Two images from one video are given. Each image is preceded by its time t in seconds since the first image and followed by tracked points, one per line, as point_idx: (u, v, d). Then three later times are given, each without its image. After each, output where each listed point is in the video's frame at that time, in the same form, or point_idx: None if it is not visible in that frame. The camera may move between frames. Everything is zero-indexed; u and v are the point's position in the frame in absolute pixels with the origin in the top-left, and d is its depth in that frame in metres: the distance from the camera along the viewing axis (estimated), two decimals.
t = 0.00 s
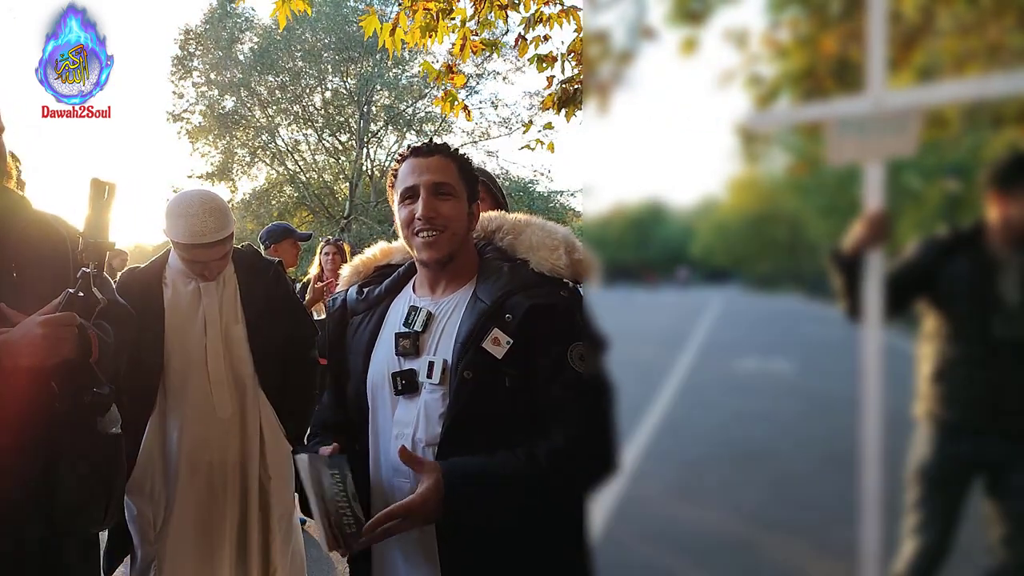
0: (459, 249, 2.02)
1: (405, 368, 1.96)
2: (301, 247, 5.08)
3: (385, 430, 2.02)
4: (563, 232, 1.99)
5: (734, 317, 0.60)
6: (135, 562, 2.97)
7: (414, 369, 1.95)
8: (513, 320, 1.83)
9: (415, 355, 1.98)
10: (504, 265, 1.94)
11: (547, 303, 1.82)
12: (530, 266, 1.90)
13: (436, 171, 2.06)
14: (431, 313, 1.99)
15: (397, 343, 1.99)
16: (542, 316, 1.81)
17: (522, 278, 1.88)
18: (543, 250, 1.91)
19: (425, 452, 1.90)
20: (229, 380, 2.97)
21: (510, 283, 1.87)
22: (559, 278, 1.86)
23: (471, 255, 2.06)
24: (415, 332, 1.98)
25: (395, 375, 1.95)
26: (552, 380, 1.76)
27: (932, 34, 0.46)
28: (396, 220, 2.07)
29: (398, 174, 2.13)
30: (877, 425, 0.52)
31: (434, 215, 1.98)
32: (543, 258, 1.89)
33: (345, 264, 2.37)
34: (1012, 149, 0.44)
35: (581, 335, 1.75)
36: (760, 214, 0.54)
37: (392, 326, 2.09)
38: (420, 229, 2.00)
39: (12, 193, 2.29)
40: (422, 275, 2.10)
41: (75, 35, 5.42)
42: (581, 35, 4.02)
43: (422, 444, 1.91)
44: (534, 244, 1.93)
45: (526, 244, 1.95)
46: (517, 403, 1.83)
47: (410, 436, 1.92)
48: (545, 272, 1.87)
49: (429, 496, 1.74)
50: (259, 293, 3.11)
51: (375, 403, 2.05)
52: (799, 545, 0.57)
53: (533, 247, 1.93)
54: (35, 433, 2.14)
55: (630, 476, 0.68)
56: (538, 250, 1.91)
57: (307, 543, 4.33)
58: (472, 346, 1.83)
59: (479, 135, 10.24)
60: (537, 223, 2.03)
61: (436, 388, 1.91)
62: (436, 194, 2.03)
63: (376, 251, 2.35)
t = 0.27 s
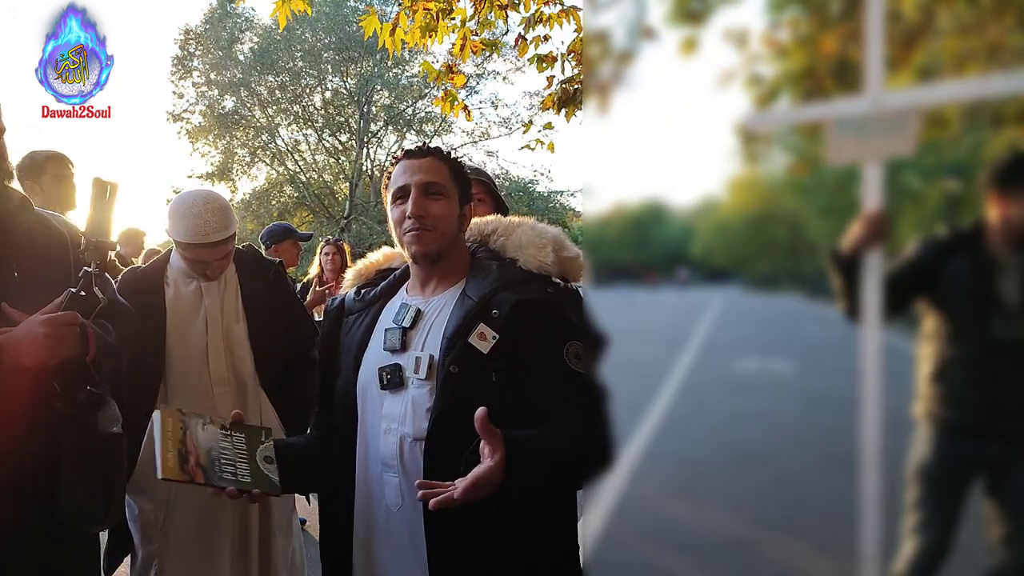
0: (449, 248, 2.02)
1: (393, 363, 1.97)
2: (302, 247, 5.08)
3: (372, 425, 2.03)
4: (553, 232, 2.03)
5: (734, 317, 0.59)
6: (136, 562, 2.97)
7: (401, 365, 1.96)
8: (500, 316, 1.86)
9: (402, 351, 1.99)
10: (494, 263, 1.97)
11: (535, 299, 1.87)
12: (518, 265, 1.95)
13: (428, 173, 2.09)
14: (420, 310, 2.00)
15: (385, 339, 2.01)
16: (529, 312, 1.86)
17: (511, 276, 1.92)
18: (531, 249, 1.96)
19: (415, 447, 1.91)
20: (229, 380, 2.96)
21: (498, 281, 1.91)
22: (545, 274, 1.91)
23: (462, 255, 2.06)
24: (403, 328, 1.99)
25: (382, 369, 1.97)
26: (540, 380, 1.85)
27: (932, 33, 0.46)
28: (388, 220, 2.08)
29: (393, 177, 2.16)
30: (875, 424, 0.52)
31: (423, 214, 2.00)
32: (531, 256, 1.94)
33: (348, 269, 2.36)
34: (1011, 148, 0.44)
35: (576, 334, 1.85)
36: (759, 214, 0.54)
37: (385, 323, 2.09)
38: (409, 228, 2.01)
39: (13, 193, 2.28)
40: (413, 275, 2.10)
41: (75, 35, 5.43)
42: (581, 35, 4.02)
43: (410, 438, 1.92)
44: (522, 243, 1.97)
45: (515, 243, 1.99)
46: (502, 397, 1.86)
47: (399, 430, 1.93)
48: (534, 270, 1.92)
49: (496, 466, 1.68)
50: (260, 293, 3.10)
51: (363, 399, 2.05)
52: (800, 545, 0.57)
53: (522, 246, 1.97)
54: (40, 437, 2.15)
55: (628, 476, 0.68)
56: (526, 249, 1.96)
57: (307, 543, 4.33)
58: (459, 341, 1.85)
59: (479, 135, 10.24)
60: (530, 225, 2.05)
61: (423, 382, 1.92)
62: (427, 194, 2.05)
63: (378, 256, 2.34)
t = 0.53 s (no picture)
0: (439, 254, 2.00)
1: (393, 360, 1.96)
2: (302, 247, 5.08)
3: (371, 420, 2.02)
4: (553, 233, 2.02)
5: (733, 317, 0.59)
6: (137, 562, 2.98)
7: (400, 361, 1.94)
8: (494, 314, 1.85)
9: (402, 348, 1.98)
10: (490, 263, 1.96)
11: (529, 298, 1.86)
12: (514, 264, 1.94)
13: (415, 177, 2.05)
14: (420, 309, 2.01)
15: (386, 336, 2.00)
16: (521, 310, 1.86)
17: (507, 275, 1.91)
18: (529, 248, 1.95)
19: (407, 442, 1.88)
20: (229, 378, 2.97)
21: (495, 279, 1.90)
22: (541, 274, 1.90)
23: (455, 257, 2.03)
24: (404, 325, 1.99)
25: (382, 366, 1.96)
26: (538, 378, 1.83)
27: (932, 33, 0.46)
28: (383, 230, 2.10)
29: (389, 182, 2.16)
30: (875, 424, 0.52)
31: (405, 226, 1.99)
32: (527, 255, 1.93)
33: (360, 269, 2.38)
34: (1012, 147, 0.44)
35: (573, 333, 1.83)
36: (759, 214, 0.54)
37: (387, 321, 2.10)
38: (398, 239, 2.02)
39: (13, 194, 2.28)
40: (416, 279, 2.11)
41: (75, 35, 5.43)
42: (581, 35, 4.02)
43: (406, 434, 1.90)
44: (519, 242, 1.96)
45: (514, 243, 1.98)
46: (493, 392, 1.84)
47: (394, 425, 1.91)
48: (530, 270, 1.91)
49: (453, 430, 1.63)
50: (260, 293, 3.10)
51: (364, 396, 2.05)
52: (801, 545, 0.57)
53: (520, 245, 1.96)
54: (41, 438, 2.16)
55: (628, 476, 0.68)
56: (524, 248, 1.95)
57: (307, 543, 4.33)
58: (453, 336, 1.84)
59: (479, 135, 10.23)
60: (530, 225, 2.03)
61: (419, 378, 1.91)
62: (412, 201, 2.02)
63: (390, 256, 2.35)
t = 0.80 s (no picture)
0: (437, 256, 2.00)
1: (398, 359, 1.95)
2: (302, 247, 5.08)
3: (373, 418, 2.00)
4: (555, 235, 1.99)
5: (734, 316, 0.59)
6: (135, 562, 2.97)
7: (403, 359, 1.94)
8: (491, 311, 1.80)
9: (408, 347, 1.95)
10: (491, 262, 1.93)
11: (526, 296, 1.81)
12: (514, 263, 1.91)
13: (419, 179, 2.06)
14: (425, 308, 1.98)
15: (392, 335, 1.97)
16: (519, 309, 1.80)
17: (506, 273, 1.87)
18: (530, 248, 1.92)
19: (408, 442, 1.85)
20: (229, 378, 2.98)
21: (495, 277, 1.86)
22: (540, 273, 1.87)
23: (454, 259, 2.02)
24: (410, 325, 1.96)
25: (388, 365, 1.94)
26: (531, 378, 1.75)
27: (932, 33, 0.47)
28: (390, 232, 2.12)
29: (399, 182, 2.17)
30: (875, 424, 0.52)
31: (405, 226, 2.00)
32: (527, 255, 1.90)
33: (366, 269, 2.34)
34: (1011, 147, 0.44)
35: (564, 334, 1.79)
36: (760, 214, 0.54)
37: (393, 320, 2.05)
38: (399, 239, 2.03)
39: (13, 193, 2.28)
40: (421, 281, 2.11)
41: (75, 35, 5.42)
42: (581, 35, 4.02)
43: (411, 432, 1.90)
44: (521, 242, 1.94)
45: (516, 243, 1.95)
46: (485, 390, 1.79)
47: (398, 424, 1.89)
48: (529, 269, 1.87)
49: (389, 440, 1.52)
50: (260, 293, 3.10)
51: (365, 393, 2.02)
52: (801, 545, 0.57)
53: (521, 245, 1.93)
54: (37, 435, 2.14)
55: (629, 475, 0.68)
56: (524, 248, 1.92)
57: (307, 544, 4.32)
58: (449, 333, 1.80)
59: (480, 135, 10.21)
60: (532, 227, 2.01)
61: (418, 374, 1.91)
62: (413, 203, 2.03)
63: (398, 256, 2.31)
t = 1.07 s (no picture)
0: (435, 251, 2.00)
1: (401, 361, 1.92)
2: (302, 247, 5.08)
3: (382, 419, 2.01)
4: (555, 233, 1.98)
5: (735, 315, 0.59)
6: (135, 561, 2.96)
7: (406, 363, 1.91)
8: (490, 312, 1.79)
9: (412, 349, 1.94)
10: (491, 260, 1.93)
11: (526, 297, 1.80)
12: (513, 263, 1.89)
13: (424, 176, 2.08)
14: (427, 310, 1.97)
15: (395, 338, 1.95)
16: (519, 310, 1.79)
17: (506, 273, 1.86)
18: (529, 247, 1.90)
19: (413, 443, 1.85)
20: (229, 379, 2.98)
21: (493, 277, 1.84)
22: (540, 273, 1.85)
23: (453, 255, 2.01)
24: (412, 327, 1.94)
25: (392, 368, 1.92)
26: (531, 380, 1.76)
27: (931, 33, 0.47)
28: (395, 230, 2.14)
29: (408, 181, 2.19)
30: (872, 424, 0.52)
31: (405, 222, 2.02)
32: (526, 255, 1.89)
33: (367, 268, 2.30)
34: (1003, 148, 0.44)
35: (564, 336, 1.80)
36: (759, 214, 0.54)
37: (393, 323, 2.04)
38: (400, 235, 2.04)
39: (13, 193, 2.29)
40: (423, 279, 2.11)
41: (75, 34, 5.42)
42: (581, 35, 4.02)
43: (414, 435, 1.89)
44: (520, 242, 1.93)
45: (516, 242, 1.94)
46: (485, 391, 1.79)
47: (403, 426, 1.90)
48: (530, 270, 1.86)
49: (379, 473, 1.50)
50: (260, 293, 3.09)
51: (369, 395, 2.02)
52: (800, 544, 0.57)
53: (520, 244, 1.92)
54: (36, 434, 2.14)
55: (629, 475, 0.68)
56: (524, 247, 1.91)
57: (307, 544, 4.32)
58: (449, 334, 1.80)
59: (480, 135, 10.20)
60: (532, 224, 2.00)
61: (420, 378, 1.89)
62: (416, 200, 2.05)
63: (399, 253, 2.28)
